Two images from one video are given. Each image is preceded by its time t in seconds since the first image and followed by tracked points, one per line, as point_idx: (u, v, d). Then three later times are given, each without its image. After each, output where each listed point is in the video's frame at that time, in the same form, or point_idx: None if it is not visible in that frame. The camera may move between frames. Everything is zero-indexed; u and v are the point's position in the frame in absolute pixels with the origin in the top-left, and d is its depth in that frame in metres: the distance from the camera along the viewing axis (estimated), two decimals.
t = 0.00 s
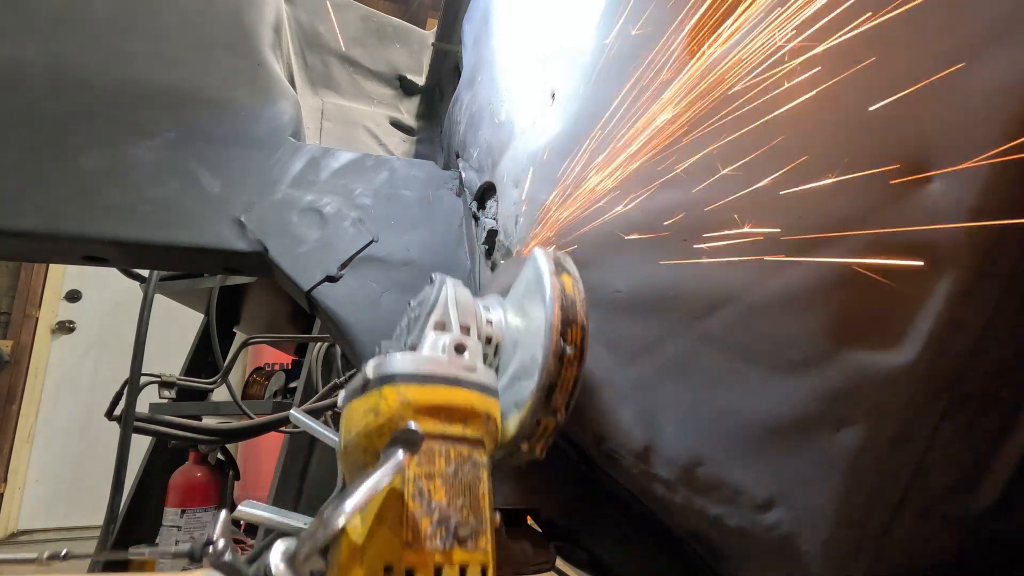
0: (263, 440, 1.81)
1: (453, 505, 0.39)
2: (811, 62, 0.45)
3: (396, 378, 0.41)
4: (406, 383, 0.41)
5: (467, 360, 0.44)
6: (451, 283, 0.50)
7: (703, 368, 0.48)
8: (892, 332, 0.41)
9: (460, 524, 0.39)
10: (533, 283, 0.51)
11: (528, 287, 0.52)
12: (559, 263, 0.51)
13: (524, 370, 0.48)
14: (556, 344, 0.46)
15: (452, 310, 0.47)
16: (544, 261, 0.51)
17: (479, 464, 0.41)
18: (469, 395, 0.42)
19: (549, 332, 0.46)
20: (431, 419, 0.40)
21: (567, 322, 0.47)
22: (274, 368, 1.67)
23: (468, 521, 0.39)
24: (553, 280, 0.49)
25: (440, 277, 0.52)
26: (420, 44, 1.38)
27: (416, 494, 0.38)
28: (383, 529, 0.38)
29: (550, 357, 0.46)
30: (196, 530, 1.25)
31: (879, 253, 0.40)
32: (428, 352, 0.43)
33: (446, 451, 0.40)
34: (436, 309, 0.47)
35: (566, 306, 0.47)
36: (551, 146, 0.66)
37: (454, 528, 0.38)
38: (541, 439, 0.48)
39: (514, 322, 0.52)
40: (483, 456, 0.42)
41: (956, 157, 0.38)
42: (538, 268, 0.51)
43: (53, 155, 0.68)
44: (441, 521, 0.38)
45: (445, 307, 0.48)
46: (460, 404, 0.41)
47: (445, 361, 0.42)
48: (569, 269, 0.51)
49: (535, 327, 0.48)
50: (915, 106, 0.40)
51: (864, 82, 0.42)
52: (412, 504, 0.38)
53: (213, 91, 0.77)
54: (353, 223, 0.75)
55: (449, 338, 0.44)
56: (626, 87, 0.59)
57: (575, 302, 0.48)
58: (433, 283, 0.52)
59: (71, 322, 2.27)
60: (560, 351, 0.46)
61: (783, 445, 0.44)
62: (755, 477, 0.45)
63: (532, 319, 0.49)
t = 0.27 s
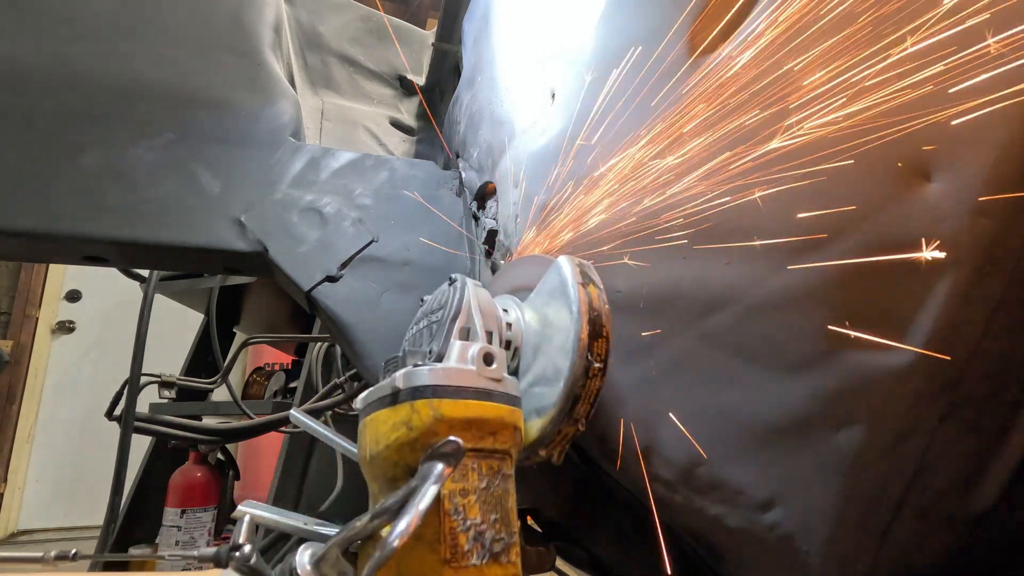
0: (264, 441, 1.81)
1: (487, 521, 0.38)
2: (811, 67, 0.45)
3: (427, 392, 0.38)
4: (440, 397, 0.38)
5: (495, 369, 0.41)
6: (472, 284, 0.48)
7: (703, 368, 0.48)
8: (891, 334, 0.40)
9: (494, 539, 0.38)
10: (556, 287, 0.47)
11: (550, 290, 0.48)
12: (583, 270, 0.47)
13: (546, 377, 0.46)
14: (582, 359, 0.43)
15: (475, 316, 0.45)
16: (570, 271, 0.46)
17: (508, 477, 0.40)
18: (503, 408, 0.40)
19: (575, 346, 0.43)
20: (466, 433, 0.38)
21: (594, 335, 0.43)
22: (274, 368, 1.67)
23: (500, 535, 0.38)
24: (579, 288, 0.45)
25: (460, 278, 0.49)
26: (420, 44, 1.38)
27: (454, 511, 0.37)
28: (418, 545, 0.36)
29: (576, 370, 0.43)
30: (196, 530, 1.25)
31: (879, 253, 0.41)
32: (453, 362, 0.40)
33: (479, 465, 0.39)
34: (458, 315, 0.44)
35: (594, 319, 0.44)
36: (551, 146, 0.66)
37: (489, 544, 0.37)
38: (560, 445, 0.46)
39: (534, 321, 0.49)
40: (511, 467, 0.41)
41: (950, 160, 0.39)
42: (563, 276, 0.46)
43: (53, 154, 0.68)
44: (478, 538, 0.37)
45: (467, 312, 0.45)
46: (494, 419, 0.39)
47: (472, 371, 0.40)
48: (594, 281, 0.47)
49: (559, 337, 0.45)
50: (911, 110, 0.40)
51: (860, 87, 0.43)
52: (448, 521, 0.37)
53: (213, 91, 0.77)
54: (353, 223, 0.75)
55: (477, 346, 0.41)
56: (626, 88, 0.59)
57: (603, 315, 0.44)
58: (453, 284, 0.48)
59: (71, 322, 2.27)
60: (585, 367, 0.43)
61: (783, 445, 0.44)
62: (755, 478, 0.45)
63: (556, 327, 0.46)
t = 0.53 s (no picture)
0: (263, 441, 1.81)
1: (484, 496, 0.39)
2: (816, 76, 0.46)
3: (429, 368, 0.39)
4: (440, 373, 0.39)
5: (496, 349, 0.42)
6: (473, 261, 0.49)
7: (702, 367, 0.48)
8: (894, 334, 0.43)
9: (491, 513, 0.39)
10: (555, 267, 0.48)
11: (550, 270, 0.48)
12: (585, 253, 0.47)
13: (544, 358, 0.47)
14: (581, 342, 0.43)
15: (477, 293, 0.45)
16: (571, 252, 0.46)
17: (504, 454, 0.41)
18: (503, 388, 0.40)
19: (575, 327, 0.43)
20: (464, 409, 0.39)
21: (594, 319, 0.44)
22: (274, 368, 1.66)
23: (496, 511, 0.40)
24: (580, 271, 0.45)
25: (461, 255, 0.50)
26: (420, 44, 1.38)
27: (453, 485, 0.38)
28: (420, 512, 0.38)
29: (574, 351, 0.43)
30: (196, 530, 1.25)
31: (881, 252, 0.43)
32: (455, 340, 0.41)
33: (478, 441, 0.40)
34: (459, 293, 0.45)
35: (594, 301, 0.44)
36: (550, 145, 0.64)
37: (485, 518, 0.39)
38: (557, 424, 0.47)
39: (534, 300, 0.50)
40: (507, 443, 0.42)
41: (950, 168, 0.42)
42: (564, 257, 0.47)
43: (54, 154, 0.68)
44: (476, 512, 0.39)
45: (467, 290, 0.46)
46: (493, 397, 0.40)
47: (473, 350, 0.40)
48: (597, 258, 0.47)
49: (558, 318, 0.46)
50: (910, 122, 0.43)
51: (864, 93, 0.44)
52: (447, 495, 0.38)
53: (213, 91, 0.77)
54: (353, 223, 0.75)
55: (478, 325, 0.42)
56: (627, 87, 0.58)
57: (603, 299, 0.45)
58: (455, 262, 0.50)
59: (71, 322, 2.26)
60: (585, 349, 0.43)
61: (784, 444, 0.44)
62: (755, 477, 0.45)
63: (557, 309, 0.46)
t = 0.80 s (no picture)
0: (263, 440, 1.81)
1: (483, 492, 0.39)
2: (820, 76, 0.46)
3: (427, 363, 0.39)
4: (439, 367, 0.39)
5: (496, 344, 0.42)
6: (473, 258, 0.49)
7: (702, 367, 0.48)
8: (894, 334, 0.43)
9: (490, 509, 0.39)
10: (556, 263, 0.47)
11: (551, 266, 0.47)
12: (587, 249, 0.46)
13: (545, 354, 0.46)
14: (582, 338, 0.42)
15: (477, 290, 0.45)
16: (572, 249, 0.45)
17: (504, 450, 0.41)
18: (501, 382, 0.40)
19: (578, 326, 0.43)
20: (463, 403, 0.39)
21: (597, 317, 0.43)
22: (274, 368, 1.66)
23: (495, 507, 0.40)
24: (581, 267, 0.44)
25: (462, 252, 0.49)
26: (420, 44, 1.38)
27: (450, 480, 0.39)
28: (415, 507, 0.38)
29: (575, 348, 0.42)
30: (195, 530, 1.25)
31: (882, 252, 0.43)
32: (455, 334, 0.41)
33: (478, 436, 0.40)
34: (459, 287, 0.45)
35: (595, 297, 0.43)
36: (550, 145, 0.63)
37: (484, 514, 0.39)
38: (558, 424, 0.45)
39: (535, 298, 0.49)
40: (505, 439, 0.42)
41: (952, 168, 0.42)
42: (565, 252, 0.46)
43: (54, 154, 0.68)
44: (474, 508, 0.39)
45: (468, 285, 0.45)
46: (491, 392, 0.40)
47: (472, 345, 0.40)
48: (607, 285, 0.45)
49: (560, 314, 0.45)
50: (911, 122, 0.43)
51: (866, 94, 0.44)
52: (446, 491, 0.38)
53: (213, 91, 0.77)
54: (353, 223, 0.75)
55: (478, 320, 0.42)
56: (628, 87, 0.57)
57: (605, 295, 0.44)
58: (455, 258, 0.49)
59: (71, 321, 2.26)
60: (585, 348, 0.42)
61: (784, 445, 0.45)
62: (755, 477, 0.45)
63: (557, 305, 0.45)
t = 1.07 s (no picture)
0: (263, 440, 1.81)
1: (499, 542, 0.37)
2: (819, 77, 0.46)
3: (444, 403, 0.37)
4: (459, 409, 0.37)
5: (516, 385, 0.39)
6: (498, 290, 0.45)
7: (702, 367, 0.48)
8: (894, 334, 0.43)
9: (504, 560, 0.37)
10: (580, 300, 0.43)
11: (575, 301, 0.43)
12: (615, 285, 0.42)
13: (566, 393, 0.42)
14: (607, 381, 0.39)
15: (497, 325, 0.42)
16: (600, 286, 0.41)
17: (521, 496, 0.39)
18: (520, 424, 0.38)
19: (601, 366, 0.39)
20: (481, 447, 0.37)
21: (621, 357, 0.39)
22: (274, 368, 1.66)
23: (510, 558, 0.37)
24: (610, 306, 0.40)
25: (486, 280, 0.46)
26: (420, 44, 1.38)
27: (465, 529, 0.36)
28: (429, 561, 0.35)
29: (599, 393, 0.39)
30: (196, 530, 1.25)
31: (883, 253, 0.43)
32: (475, 373, 0.38)
33: (494, 482, 0.38)
34: (481, 321, 0.41)
35: (622, 338, 0.40)
36: (550, 145, 0.64)
37: (498, 566, 0.36)
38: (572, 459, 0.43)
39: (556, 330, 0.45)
40: (523, 484, 0.40)
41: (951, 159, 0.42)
42: (593, 288, 0.42)
43: (54, 154, 0.68)
44: (489, 561, 0.36)
45: (489, 319, 0.42)
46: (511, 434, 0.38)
47: (491, 386, 0.38)
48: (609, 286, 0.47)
49: (583, 353, 0.41)
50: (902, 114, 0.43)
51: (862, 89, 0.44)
52: (460, 541, 0.36)
53: (213, 91, 0.77)
54: (353, 223, 0.75)
55: (501, 357, 0.39)
56: (626, 86, 0.57)
57: (633, 336, 0.40)
58: (478, 286, 0.46)
59: (71, 321, 2.26)
60: (609, 389, 0.39)
61: (784, 445, 0.45)
62: (755, 477, 0.45)
63: (580, 344, 0.42)
